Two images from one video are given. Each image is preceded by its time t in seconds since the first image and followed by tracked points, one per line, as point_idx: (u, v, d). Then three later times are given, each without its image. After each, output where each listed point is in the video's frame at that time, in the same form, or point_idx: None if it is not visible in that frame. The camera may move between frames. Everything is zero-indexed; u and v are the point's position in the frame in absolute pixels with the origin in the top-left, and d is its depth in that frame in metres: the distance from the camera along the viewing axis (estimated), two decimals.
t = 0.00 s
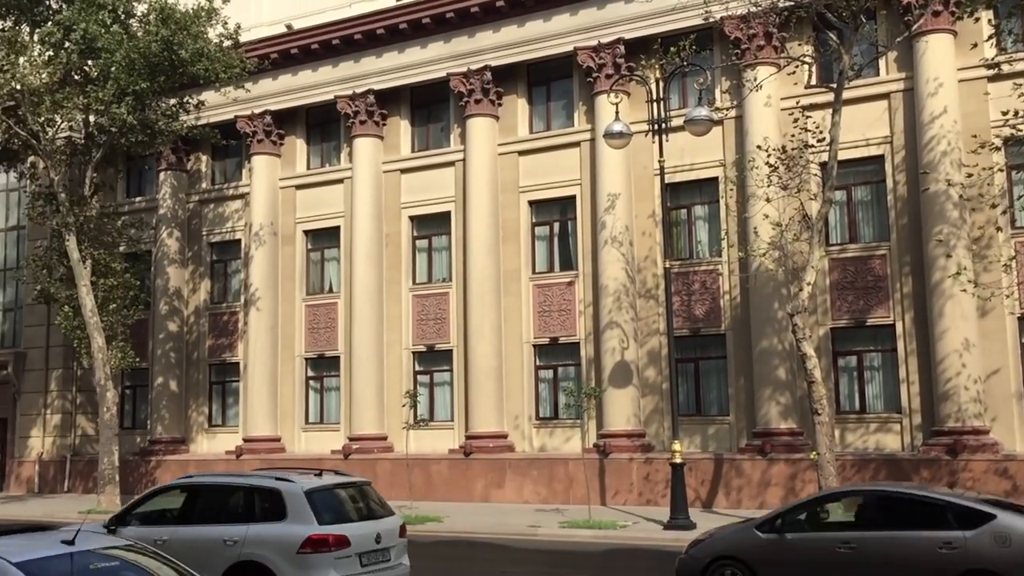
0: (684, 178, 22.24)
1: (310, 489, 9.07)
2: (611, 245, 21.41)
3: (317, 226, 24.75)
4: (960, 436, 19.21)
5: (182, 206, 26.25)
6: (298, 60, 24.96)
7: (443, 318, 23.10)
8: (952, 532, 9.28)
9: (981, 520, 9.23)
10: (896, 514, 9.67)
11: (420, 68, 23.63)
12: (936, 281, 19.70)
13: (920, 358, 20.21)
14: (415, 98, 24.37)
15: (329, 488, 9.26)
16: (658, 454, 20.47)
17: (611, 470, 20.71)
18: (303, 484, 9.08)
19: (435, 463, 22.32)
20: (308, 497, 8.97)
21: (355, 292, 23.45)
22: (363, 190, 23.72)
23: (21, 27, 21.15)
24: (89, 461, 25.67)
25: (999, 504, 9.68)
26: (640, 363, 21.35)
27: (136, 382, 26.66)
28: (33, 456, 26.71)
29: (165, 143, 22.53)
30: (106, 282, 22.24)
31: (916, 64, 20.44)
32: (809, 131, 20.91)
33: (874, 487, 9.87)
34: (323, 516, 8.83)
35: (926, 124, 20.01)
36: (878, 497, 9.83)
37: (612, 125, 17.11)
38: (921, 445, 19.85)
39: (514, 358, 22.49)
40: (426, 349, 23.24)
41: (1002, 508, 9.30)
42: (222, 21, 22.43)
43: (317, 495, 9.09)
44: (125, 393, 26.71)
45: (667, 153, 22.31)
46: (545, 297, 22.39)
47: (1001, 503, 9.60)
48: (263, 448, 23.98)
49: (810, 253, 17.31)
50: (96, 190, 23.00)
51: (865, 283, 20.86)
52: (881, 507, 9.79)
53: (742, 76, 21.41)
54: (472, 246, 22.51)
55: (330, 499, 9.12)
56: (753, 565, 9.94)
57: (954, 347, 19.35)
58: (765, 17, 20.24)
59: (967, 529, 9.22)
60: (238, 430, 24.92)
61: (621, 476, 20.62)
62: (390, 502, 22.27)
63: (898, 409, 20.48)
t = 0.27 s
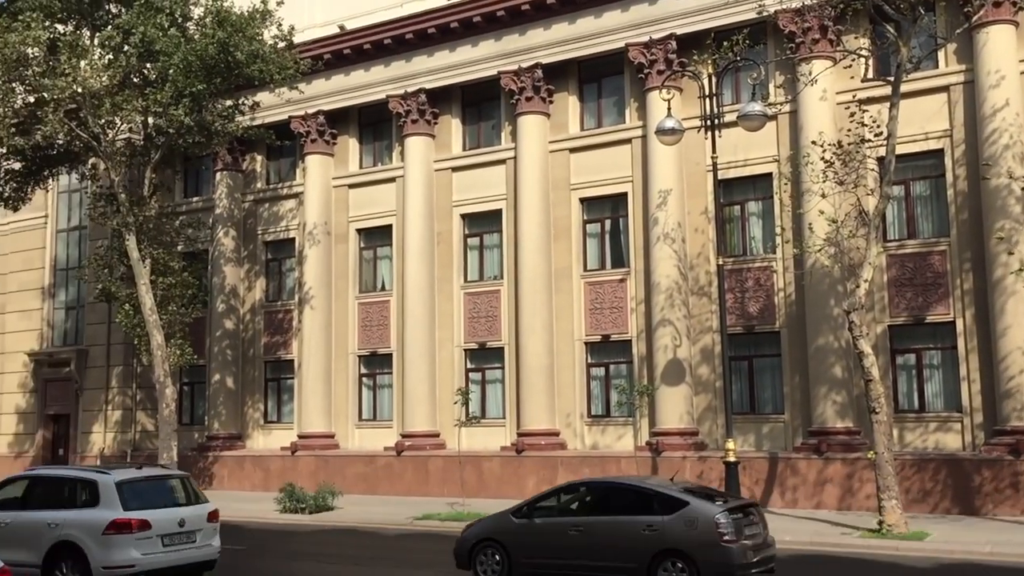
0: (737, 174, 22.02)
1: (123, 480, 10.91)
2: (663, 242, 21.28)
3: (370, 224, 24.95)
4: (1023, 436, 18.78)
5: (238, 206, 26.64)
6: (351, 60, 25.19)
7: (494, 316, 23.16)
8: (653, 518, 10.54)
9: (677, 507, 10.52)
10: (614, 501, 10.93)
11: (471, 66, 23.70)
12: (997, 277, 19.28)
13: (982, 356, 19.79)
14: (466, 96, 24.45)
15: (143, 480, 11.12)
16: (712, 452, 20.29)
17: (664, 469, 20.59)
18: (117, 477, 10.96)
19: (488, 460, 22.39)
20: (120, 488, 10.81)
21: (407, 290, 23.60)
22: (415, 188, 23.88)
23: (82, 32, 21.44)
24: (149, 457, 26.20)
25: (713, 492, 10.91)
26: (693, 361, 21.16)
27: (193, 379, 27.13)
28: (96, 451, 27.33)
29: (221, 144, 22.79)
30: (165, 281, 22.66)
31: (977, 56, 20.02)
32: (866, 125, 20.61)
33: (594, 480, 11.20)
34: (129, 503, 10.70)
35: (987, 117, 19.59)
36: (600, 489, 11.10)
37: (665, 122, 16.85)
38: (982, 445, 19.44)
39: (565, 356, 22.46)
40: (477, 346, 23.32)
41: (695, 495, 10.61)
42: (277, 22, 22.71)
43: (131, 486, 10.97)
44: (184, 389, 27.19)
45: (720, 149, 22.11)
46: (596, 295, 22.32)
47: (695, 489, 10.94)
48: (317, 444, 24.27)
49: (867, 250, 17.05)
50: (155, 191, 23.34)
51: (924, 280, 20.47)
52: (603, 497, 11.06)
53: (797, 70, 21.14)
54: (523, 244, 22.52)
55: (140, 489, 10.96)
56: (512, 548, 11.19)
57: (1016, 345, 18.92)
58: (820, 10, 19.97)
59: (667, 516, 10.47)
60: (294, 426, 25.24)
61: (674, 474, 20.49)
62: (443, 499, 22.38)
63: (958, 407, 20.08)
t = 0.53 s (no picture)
0: (793, 168, 21.74)
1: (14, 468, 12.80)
2: (717, 237, 21.09)
3: (422, 221, 25.09)
4: None
5: (292, 204, 26.96)
6: (403, 58, 25.35)
7: (547, 312, 23.16)
8: (450, 503, 12.62)
9: (470, 493, 12.59)
10: (420, 493, 13.06)
11: (522, 62, 23.70)
12: None
13: None
14: (517, 92, 24.46)
15: (32, 468, 13.02)
16: (767, 449, 20.05)
17: (719, 466, 20.42)
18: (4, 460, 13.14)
19: (541, 457, 22.40)
20: (8, 474, 12.68)
21: (460, 287, 23.70)
22: (467, 185, 23.96)
23: (140, 34, 21.82)
24: (207, 451, 26.65)
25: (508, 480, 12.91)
26: (748, 357, 20.92)
27: (250, 375, 27.53)
28: (156, 445, 27.88)
29: (275, 143, 23.11)
30: (222, 279, 23.05)
31: None
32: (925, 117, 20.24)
33: (413, 470, 13.33)
34: (11, 488, 12.56)
35: None
36: (416, 478, 13.22)
37: (717, 115, 16.59)
38: None
39: (618, 352, 22.39)
40: (529, 342, 23.34)
41: (486, 483, 12.66)
42: (329, 22, 22.96)
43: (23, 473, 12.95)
44: (241, 385, 27.61)
45: (774, 142, 21.84)
46: (649, 291, 22.20)
47: (498, 480, 12.92)
48: (371, 440, 24.50)
49: (926, 244, 16.75)
50: (212, 189, 23.74)
51: (986, 274, 20.03)
52: (417, 484, 13.20)
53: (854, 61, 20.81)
54: (575, 240, 22.49)
55: (26, 478, 12.84)
56: (344, 530, 13.39)
57: None
58: None
59: (460, 501, 12.56)
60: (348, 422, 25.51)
61: (729, 471, 20.31)
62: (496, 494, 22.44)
63: (1022, 405, 19.62)
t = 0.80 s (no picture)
0: (848, 159, 21.41)
1: None
2: (770, 230, 20.84)
3: (473, 216, 25.16)
4: None
5: (344, 200, 27.19)
6: (453, 53, 25.43)
7: (598, 307, 23.10)
8: (313, 488, 14.97)
9: (329, 480, 14.88)
10: (290, 479, 15.43)
11: (572, 56, 23.63)
12: None
13: None
14: (567, 87, 24.40)
15: None
16: (822, 445, 19.79)
17: (773, 462, 20.19)
18: None
19: (592, 451, 22.36)
20: None
21: (510, 281, 23.73)
22: (517, 180, 23.97)
23: (195, 34, 22.13)
24: (263, 445, 27.02)
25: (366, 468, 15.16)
26: (803, 351, 20.68)
27: (304, 369, 27.85)
28: (213, 439, 28.35)
29: (327, 140, 23.37)
30: (276, 275, 23.35)
31: None
32: (985, 106, 19.79)
33: (288, 460, 15.57)
34: None
35: None
36: (290, 467, 15.48)
37: (770, 107, 16.38)
38: None
39: (670, 347, 22.26)
40: (581, 337, 23.31)
41: (345, 470, 14.90)
42: (379, 18, 23.11)
43: None
44: (295, 380, 27.95)
45: (829, 134, 21.53)
46: (701, 285, 22.02)
47: (354, 467, 15.24)
48: (423, 434, 24.67)
49: (986, 235, 16.41)
50: (266, 187, 24.04)
51: None
52: (292, 473, 15.47)
53: (911, 50, 20.44)
54: (626, 234, 22.39)
55: None
56: (233, 512, 15.75)
57: None
58: None
59: (321, 487, 14.85)
60: (400, 416, 25.70)
61: (784, 467, 20.07)
62: (548, 489, 22.45)
63: None
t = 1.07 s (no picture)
0: (901, 150, 21.04)
1: None
2: (821, 222, 20.55)
3: (520, 210, 25.16)
4: None
5: (392, 195, 27.35)
6: (499, 48, 25.44)
7: (645, 300, 22.98)
8: (223, 476, 17.42)
9: (233, 468, 17.51)
10: (206, 466, 18.15)
11: (619, 48, 23.49)
12: None
13: None
14: (614, 79, 24.27)
15: None
16: (875, 440, 19.47)
17: (824, 457, 19.91)
18: None
19: (641, 446, 22.27)
20: None
21: (557, 275, 23.71)
22: (564, 174, 23.92)
23: (245, 32, 22.38)
24: (313, 438, 27.31)
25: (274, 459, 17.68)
26: (855, 345, 20.39)
27: (353, 363, 28.09)
28: (264, 432, 28.71)
29: (375, 136, 23.53)
30: (325, 270, 23.56)
31: None
32: None
33: (205, 450, 18.28)
34: None
35: None
36: (206, 456, 18.18)
37: (821, 97, 16.03)
38: None
39: (719, 341, 22.07)
40: (628, 331, 23.22)
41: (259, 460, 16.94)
42: (425, 13, 23.20)
43: None
44: (344, 374, 28.20)
45: (881, 124, 21.18)
46: (751, 278, 21.80)
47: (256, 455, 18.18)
48: (471, 428, 24.77)
49: None
50: (315, 182, 24.27)
51: None
52: (207, 461, 18.17)
53: (966, 37, 20.04)
54: (674, 227, 22.24)
55: None
56: (159, 493, 18.47)
57: None
58: None
59: (228, 474, 17.37)
60: (448, 410, 25.82)
61: (835, 462, 19.78)
62: (596, 483, 22.39)
63: None
